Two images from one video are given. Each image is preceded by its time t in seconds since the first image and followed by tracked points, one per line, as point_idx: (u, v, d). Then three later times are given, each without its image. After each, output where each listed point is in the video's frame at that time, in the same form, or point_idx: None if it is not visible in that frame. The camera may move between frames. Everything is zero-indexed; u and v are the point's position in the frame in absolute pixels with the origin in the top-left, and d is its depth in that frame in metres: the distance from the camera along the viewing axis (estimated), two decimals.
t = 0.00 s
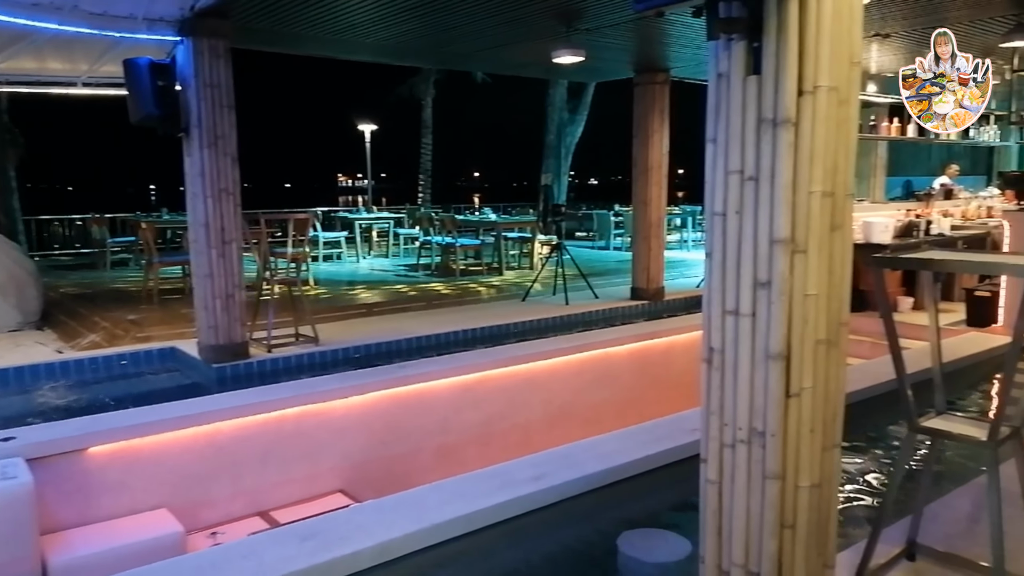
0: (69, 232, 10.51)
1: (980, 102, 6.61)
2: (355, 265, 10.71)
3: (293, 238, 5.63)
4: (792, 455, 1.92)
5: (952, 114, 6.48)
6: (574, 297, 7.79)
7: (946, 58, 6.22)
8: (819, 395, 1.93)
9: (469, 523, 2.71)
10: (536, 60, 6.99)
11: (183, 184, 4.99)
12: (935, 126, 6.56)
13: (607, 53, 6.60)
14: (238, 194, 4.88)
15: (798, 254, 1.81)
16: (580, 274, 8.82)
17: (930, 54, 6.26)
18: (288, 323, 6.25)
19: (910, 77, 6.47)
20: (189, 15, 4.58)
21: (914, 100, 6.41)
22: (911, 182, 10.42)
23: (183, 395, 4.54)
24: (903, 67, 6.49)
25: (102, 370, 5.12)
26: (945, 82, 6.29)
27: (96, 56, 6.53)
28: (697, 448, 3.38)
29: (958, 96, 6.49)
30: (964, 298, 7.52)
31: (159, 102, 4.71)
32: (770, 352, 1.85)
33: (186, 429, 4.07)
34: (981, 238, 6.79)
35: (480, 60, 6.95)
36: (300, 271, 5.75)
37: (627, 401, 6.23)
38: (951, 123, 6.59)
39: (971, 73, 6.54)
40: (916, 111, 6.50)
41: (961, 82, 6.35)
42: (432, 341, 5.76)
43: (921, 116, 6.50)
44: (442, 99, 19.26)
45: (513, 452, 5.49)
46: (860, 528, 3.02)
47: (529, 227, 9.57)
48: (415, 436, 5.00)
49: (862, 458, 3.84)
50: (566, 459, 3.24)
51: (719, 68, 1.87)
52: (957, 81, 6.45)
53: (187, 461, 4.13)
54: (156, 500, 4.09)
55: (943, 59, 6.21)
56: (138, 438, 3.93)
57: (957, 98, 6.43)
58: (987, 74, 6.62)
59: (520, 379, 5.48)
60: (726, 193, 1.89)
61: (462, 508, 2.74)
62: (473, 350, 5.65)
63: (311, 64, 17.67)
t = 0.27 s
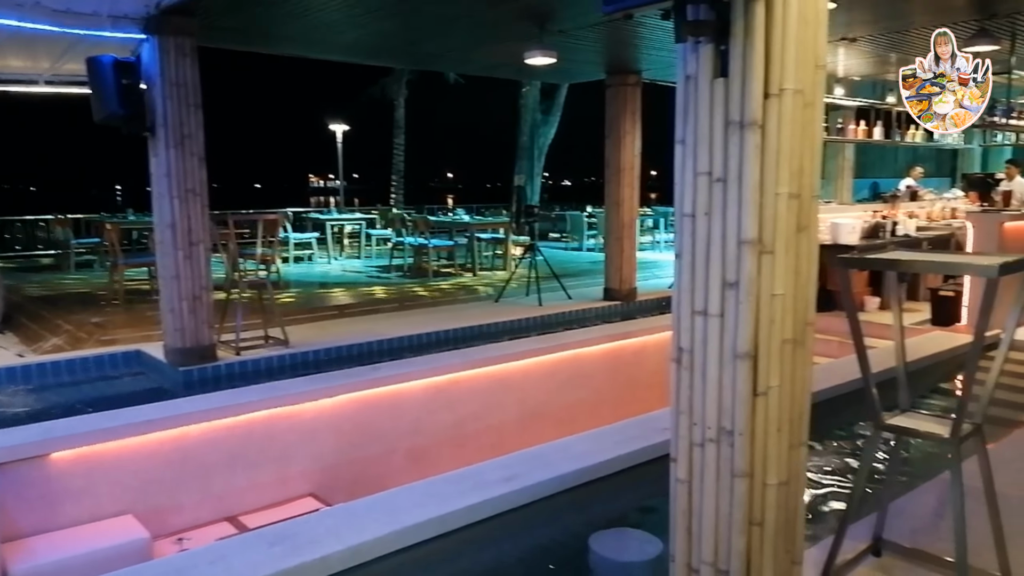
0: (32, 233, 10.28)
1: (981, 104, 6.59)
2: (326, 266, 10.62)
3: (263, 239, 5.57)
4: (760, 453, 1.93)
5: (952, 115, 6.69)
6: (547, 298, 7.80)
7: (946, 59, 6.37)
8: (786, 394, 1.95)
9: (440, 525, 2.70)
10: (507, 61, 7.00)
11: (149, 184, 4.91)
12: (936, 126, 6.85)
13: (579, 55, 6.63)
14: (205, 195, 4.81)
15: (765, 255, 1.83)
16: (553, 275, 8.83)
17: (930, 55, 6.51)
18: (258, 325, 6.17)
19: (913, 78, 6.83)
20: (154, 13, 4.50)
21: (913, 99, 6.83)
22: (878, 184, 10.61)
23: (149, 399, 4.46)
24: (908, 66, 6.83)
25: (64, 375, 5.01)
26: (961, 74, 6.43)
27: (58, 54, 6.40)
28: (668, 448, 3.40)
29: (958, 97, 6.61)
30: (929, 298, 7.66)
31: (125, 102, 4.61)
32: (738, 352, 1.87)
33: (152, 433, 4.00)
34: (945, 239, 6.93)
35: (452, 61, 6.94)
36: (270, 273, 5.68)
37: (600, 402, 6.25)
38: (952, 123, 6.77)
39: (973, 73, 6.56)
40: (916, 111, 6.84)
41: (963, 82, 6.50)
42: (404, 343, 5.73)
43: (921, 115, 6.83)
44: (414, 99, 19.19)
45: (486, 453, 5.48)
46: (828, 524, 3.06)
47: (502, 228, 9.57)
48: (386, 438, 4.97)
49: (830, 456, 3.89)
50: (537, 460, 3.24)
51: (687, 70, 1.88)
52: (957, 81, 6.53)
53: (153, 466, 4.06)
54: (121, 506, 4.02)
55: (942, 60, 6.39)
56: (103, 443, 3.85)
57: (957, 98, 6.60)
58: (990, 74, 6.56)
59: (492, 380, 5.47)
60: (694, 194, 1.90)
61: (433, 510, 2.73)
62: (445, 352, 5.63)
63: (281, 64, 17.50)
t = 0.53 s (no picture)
0: None
1: (982, 103, 6.16)
2: (301, 267, 10.54)
3: (235, 239, 5.51)
4: (731, 451, 1.95)
5: (952, 115, 6.22)
6: (524, 298, 7.80)
7: (946, 58, 5.88)
8: (757, 393, 1.97)
9: (416, 526, 2.69)
10: (482, 62, 6.99)
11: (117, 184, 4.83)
12: (936, 126, 6.40)
13: (553, 56, 6.63)
14: (175, 194, 4.76)
15: (736, 255, 1.85)
16: (529, 275, 8.84)
17: (931, 53, 6.01)
18: (231, 327, 6.10)
19: (912, 77, 6.30)
20: (122, 10, 4.43)
21: (913, 99, 6.31)
22: (848, 185, 10.77)
23: (119, 403, 4.40)
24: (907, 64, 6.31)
25: (32, 378, 4.91)
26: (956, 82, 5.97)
27: (25, 51, 6.28)
28: (643, 447, 3.42)
29: (958, 96, 6.13)
30: (898, 298, 7.79)
31: (93, 100, 4.54)
32: (710, 351, 1.88)
33: (122, 437, 3.94)
34: (913, 239, 7.05)
35: (426, 61, 6.91)
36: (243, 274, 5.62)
37: (576, 402, 6.26)
38: (952, 124, 6.33)
39: (973, 73, 6.07)
40: (916, 111, 6.34)
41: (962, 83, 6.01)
42: (379, 344, 5.69)
43: (921, 115, 6.35)
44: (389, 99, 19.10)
45: (462, 454, 5.47)
46: (800, 521, 3.10)
47: (478, 228, 9.55)
48: (361, 440, 4.94)
49: (802, 454, 3.94)
50: (513, 460, 3.25)
51: (659, 71, 1.88)
52: (958, 81, 6.04)
53: (124, 470, 4.00)
54: (90, 511, 3.96)
55: (943, 60, 5.88)
56: (72, 447, 3.79)
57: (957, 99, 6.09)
58: (992, 74, 6.15)
59: (468, 381, 5.46)
60: (667, 195, 1.91)
61: (410, 511, 2.72)
62: (421, 353, 5.60)
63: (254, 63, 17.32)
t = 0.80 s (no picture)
0: None
1: (975, 104, 6.73)
2: (276, 268, 10.44)
3: (208, 240, 5.44)
4: (706, 451, 1.97)
5: (952, 114, 6.56)
6: (501, 299, 7.80)
7: (946, 59, 5.92)
8: (731, 392, 1.98)
9: (391, 528, 2.68)
10: (457, 62, 6.98)
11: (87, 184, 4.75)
12: (936, 126, 6.75)
13: (530, 57, 6.65)
14: (147, 195, 4.70)
15: (710, 256, 1.86)
16: (506, 276, 8.83)
17: (931, 54, 6.06)
18: (204, 329, 6.03)
19: (912, 78, 6.55)
20: (92, 9, 4.36)
21: (912, 99, 6.57)
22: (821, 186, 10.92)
23: (89, 407, 4.32)
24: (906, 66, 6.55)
25: None
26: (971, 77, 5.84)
27: None
28: (619, 447, 3.44)
29: (958, 97, 6.51)
30: (870, 297, 7.90)
31: (62, 100, 4.47)
32: (685, 351, 1.89)
33: (93, 442, 3.88)
34: (884, 239, 7.15)
35: (402, 61, 6.89)
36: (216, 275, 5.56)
37: (553, 402, 6.27)
38: (951, 123, 6.75)
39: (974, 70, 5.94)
40: (916, 111, 6.60)
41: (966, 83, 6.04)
42: (356, 346, 5.66)
43: (921, 116, 6.62)
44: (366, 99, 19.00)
45: (439, 456, 5.45)
46: (774, 519, 3.13)
47: (455, 229, 9.53)
48: (337, 442, 4.91)
49: (776, 452, 3.98)
50: (490, 461, 3.24)
51: (633, 73, 1.88)
52: (958, 81, 6.38)
53: (94, 475, 3.93)
54: (59, 516, 3.90)
55: (943, 60, 5.93)
56: (40, 453, 3.72)
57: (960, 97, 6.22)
58: (990, 75, 6.64)
59: (445, 382, 5.44)
60: (641, 197, 1.91)
61: (385, 514, 2.71)
62: (397, 354, 5.58)
63: (228, 62, 17.15)
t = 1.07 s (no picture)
0: None
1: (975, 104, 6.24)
2: (255, 270, 10.36)
3: (185, 242, 5.38)
4: (683, 450, 1.98)
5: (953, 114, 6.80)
6: (481, 300, 7.79)
7: (946, 58, 6.39)
8: (708, 392, 2.00)
9: (371, 531, 2.67)
10: (437, 63, 6.97)
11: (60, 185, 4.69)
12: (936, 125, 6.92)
13: (510, 58, 6.65)
14: (122, 196, 4.64)
15: (686, 256, 1.88)
16: (487, 277, 8.83)
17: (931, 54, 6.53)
18: (180, 331, 5.97)
19: (913, 78, 6.90)
20: (66, 8, 4.31)
21: (913, 100, 6.86)
22: (798, 187, 11.02)
23: (63, 411, 4.27)
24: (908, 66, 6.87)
25: None
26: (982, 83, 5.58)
27: None
28: (599, 448, 3.45)
29: (957, 97, 6.70)
30: (846, 297, 7.99)
31: (35, 99, 4.41)
32: (663, 351, 1.91)
33: (67, 446, 3.82)
34: (860, 240, 7.24)
35: (381, 61, 6.86)
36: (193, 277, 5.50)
37: (534, 403, 6.27)
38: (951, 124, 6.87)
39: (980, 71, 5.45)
40: (917, 111, 6.91)
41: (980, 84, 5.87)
42: (335, 347, 5.63)
43: (921, 115, 6.91)
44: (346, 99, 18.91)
45: (419, 457, 5.43)
46: (752, 517, 3.15)
47: (436, 230, 9.52)
48: (317, 445, 4.88)
49: (754, 451, 4.01)
50: (470, 462, 3.24)
51: (610, 75, 1.90)
52: (956, 81, 6.57)
53: (68, 480, 3.88)
54: (32, 523, 3.84)
55: (943, 59, 6.38)
56: (12, 458, 3.67)
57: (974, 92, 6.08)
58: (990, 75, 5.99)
59: (426, 384, 5.42)
60: (619, 198, 1.92)
61: (365, 517, 2.70)
62: (377, 356, 5.55)
63: (205, 61, 16.99)
